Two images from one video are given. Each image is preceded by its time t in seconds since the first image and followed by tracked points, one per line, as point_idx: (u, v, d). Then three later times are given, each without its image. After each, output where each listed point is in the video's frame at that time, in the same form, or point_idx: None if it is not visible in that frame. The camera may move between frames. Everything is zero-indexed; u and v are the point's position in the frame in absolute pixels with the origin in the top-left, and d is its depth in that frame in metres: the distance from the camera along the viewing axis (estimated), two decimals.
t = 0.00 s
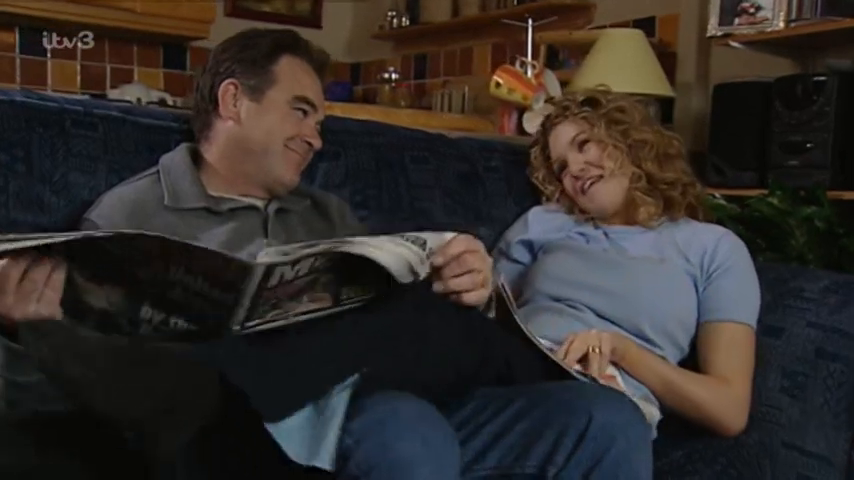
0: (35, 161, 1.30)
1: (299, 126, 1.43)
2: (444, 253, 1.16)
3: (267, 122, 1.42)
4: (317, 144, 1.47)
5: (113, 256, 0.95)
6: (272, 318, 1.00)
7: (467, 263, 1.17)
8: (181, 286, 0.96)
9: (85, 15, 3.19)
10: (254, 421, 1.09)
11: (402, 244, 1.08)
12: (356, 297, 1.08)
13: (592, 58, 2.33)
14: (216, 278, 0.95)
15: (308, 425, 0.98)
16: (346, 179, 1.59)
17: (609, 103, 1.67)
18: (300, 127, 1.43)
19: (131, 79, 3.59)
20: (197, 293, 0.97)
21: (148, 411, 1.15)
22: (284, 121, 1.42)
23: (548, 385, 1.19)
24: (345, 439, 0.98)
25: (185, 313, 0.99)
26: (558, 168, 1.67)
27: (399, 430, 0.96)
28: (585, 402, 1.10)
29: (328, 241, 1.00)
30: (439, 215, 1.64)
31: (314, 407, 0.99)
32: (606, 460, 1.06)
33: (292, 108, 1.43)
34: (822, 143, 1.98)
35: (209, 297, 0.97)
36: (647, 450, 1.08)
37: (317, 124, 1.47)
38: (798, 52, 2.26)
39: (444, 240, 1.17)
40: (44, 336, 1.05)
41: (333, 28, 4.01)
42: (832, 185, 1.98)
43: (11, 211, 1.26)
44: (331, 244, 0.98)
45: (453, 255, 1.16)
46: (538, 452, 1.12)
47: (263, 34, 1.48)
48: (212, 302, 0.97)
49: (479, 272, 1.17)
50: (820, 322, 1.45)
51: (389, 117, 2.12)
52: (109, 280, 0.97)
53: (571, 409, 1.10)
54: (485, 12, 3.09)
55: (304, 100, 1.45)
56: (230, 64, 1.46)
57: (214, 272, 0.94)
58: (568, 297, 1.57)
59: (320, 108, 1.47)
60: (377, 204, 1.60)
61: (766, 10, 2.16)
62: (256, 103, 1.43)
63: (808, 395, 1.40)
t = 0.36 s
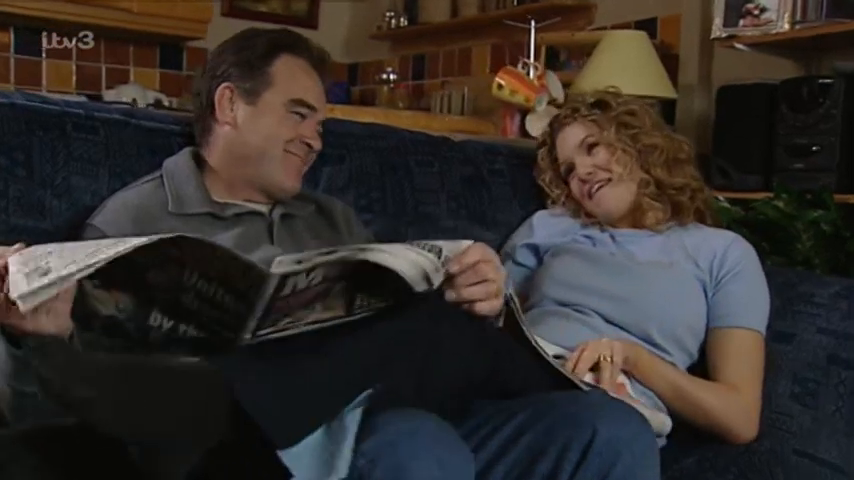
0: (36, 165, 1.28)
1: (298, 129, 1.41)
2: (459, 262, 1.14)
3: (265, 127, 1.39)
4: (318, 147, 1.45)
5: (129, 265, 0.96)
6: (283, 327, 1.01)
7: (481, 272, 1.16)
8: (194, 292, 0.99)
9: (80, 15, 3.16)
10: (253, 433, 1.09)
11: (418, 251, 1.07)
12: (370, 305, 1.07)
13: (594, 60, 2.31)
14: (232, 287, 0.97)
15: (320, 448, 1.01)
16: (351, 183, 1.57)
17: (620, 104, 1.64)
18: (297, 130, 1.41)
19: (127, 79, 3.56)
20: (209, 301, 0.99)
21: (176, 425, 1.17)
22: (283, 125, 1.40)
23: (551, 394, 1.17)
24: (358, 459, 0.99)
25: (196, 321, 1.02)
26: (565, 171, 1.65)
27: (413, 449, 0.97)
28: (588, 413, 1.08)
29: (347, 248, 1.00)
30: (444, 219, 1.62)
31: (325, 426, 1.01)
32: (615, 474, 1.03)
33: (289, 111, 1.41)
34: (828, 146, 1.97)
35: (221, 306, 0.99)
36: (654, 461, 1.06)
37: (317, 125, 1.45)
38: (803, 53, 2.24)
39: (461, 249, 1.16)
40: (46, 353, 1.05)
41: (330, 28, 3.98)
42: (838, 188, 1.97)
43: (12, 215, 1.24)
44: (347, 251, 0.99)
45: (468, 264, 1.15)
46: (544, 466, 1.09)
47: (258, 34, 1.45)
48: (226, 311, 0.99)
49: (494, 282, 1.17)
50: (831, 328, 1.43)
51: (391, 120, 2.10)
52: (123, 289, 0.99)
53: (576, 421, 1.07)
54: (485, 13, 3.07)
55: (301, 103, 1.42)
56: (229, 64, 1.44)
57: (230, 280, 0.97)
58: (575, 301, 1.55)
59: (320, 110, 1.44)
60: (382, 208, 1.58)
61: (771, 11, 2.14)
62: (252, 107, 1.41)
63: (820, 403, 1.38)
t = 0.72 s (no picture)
0: (37, 170, 1.26)
1: (228, 152, 1.30)
2: (464, 275, 1.13)
3: (198, 152, 1.31)
4: (265, 163, 1.32)
5: (115, 267, 0.89)
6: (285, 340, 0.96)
7: (487, 286, 1.14)
8: (193, 304, 0.92)
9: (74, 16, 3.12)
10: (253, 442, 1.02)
11: (424, 266, 1.05)
12: (376, 317, 1.04)
13: (596, 63, 2.29)
14: (232, 299, 0.91)
15: (314, 443, 0.95)
16: (355, 189, 1.54)
17: (630, 108, 1.62)
18: (228, 153, 1.30)
19: (122, 81, 3.53)
20: (210, 313, 0.93)
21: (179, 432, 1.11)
22: (211, 151, 1.30)
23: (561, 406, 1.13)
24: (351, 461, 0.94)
25: (196, 332, 0.95)
26: (573, 174, 1.63)
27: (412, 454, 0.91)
28: (598, 427, 1.06)
29: (349, 261, 0.97)
30: (449, 224, 1.60)
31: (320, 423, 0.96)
32: None
33: (217, 134, 1.29)
34: (835, 150, 1.95)
35: (222, 318, 0.92)
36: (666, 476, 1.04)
37: (258, 140, 1.31)
38: (808, 56, 2.23)
39: (466, 263, 1.15)
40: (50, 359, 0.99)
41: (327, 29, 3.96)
42: (845, 192, 1.95)
43: (12, 222, 1.22)
44: (346, 266, 0.95)
45: (474, 277, 1.13)
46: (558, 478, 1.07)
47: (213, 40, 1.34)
48: (227, 322, 0.93)
49: (497, 296, 1.14)
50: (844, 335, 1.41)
51: (394, 123, 2.08)
52: (116, 297, 0.93)
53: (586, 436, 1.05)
54: (484, 15, 3.05)
55: (229, 123, 1.29)
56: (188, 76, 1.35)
57: (230, 293, 0.90)
58: (583, 309, 1.53)
59: (255, 126, 1.30)
60: (387, 213, 1.55)
61: (776, 13, 2.13)
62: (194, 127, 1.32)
63: (833, 412, 1.35)
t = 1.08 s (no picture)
0: (38, 176, 1.24)
1: (224, 162, 1.27)
2: (485, 267, 1.13)
3: (194, 163, 1.28)
4: (263, 171, 1.30)
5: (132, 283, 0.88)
6: (307, 337, 0.99)
7: (508, 279, 1.14)
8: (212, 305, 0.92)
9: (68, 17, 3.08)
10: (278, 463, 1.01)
11: (445, 253, 1.04)
12: (396, 315, 1.04)
13: (598, 66, 2.27)
14: (253, 292, 0.92)
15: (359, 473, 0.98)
16: (360, 194, 1.52)
17: (640, 111, 1.60)
18: (227, 161, 1.27)
19: (116, 82, 3.49)
20: (231, 310, 0.93)
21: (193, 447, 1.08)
22: (207, 162, 1.27)
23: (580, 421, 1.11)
24: None
25: (215, 336, 0.96)
26: (580, 178, 1.61)
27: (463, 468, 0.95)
28: (631, 440, 1.04)
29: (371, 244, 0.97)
30: (455, 230, 1.58)
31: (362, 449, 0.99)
32: None
33: (213, 142, 1.27)
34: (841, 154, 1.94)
35: (243, 315, 0.94)
36: None
37: (254, 148, 1.29)
38: (811, 60, 2.21)
39: (487, 254, 1.14)
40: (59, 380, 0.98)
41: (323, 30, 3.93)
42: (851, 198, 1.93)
43: (12, 229, 1.20)
44: (372, 246, 0.95)
45: (494, 271, 1.13)
46: None
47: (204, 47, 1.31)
48: (247, 319, 0.94)
49: (519, 289, 1.14)
50: None
51: (395, 127, 2.05)
52: (133, 307, 0.91)
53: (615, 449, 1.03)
54: (483, 18, 3.03)
55: (225, 133, 1.27)
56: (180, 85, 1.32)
57: (252, 284, 0.92)
58: (591, 318, 1.51)
59: (250, 133, 1.27)
60: (392, 219, 1.53)
61: (780, 16, 2.11)
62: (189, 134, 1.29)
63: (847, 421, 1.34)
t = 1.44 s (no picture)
0: (36, 182, 1.21)
1: (239, 164, 1.25)
2: (493, 287, 1.07)
3: (206, 164, 1.26)
4: (276, 176, 1.28)
5: (134, 295, 0.87)
6: (309, 357, 0.95)
7: (515, 300, 1.09)
8: (214, 324, 0.92)
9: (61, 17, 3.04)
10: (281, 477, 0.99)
11: (451, 275, 1.01)
12: (399, 334, 1.01)
13: (597, 68, 2.26)
14: (256, 314, 0.91)
15: None
16: (361, 199, 1.50)
17: (649, 116, 1.57)
18: (240, 164, 1.26)
19: (108, 84, 3.44)
20: (232, 330, 0.92)
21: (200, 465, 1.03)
22: (221, 162, 1.25)
23: (591, 433, 1.10)
24: None
25: (214, 352, 0.95)
26: (584, 182, 1.59)
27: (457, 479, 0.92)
28: (641, 452, 1.02)
29: (377, 270, 0.95)
30: (457, 236, 1.56)
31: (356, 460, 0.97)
32: None
33: (228, 144, 1.25)
34: (843, 158, 1.93)
35: (243, 335, 0.92)
36: None
37: (269, 152, 1.27)
38: (812, 63, 2.20)
39: (494, 273, 1.09)
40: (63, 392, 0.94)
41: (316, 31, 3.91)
42: None
43: (9, 236, 1.18)
44: (378, 273, 0.94)
45: (502, 290, 1.08)
46: None
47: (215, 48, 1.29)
48: (249, 341, 0.93)
49: (526, 310, 1.09)
50: None
51: (393, 130, 2.03)
52: (132, 319, 0.90)
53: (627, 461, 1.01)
54: (478, 19, 3.01)
55: (240, 134, 1.25)
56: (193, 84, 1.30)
57: (255, 306, 0.90)
58: (596, 326, 1.49)
59: (267, 137, 1.26)
60: (394, 224, 1.51)
61: (781, 20, 2.10)
62: (202, 136, 1.28)
63: None
